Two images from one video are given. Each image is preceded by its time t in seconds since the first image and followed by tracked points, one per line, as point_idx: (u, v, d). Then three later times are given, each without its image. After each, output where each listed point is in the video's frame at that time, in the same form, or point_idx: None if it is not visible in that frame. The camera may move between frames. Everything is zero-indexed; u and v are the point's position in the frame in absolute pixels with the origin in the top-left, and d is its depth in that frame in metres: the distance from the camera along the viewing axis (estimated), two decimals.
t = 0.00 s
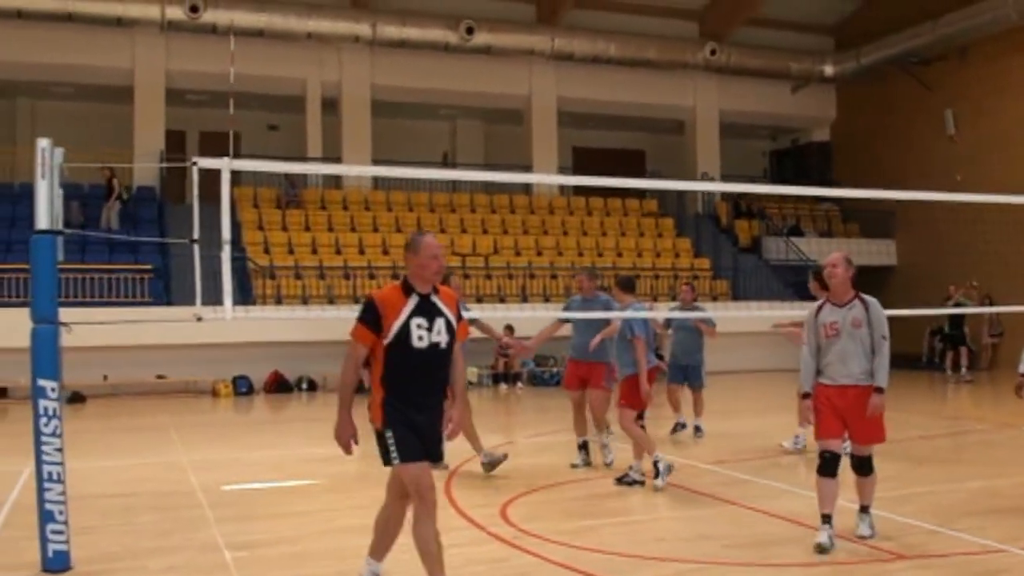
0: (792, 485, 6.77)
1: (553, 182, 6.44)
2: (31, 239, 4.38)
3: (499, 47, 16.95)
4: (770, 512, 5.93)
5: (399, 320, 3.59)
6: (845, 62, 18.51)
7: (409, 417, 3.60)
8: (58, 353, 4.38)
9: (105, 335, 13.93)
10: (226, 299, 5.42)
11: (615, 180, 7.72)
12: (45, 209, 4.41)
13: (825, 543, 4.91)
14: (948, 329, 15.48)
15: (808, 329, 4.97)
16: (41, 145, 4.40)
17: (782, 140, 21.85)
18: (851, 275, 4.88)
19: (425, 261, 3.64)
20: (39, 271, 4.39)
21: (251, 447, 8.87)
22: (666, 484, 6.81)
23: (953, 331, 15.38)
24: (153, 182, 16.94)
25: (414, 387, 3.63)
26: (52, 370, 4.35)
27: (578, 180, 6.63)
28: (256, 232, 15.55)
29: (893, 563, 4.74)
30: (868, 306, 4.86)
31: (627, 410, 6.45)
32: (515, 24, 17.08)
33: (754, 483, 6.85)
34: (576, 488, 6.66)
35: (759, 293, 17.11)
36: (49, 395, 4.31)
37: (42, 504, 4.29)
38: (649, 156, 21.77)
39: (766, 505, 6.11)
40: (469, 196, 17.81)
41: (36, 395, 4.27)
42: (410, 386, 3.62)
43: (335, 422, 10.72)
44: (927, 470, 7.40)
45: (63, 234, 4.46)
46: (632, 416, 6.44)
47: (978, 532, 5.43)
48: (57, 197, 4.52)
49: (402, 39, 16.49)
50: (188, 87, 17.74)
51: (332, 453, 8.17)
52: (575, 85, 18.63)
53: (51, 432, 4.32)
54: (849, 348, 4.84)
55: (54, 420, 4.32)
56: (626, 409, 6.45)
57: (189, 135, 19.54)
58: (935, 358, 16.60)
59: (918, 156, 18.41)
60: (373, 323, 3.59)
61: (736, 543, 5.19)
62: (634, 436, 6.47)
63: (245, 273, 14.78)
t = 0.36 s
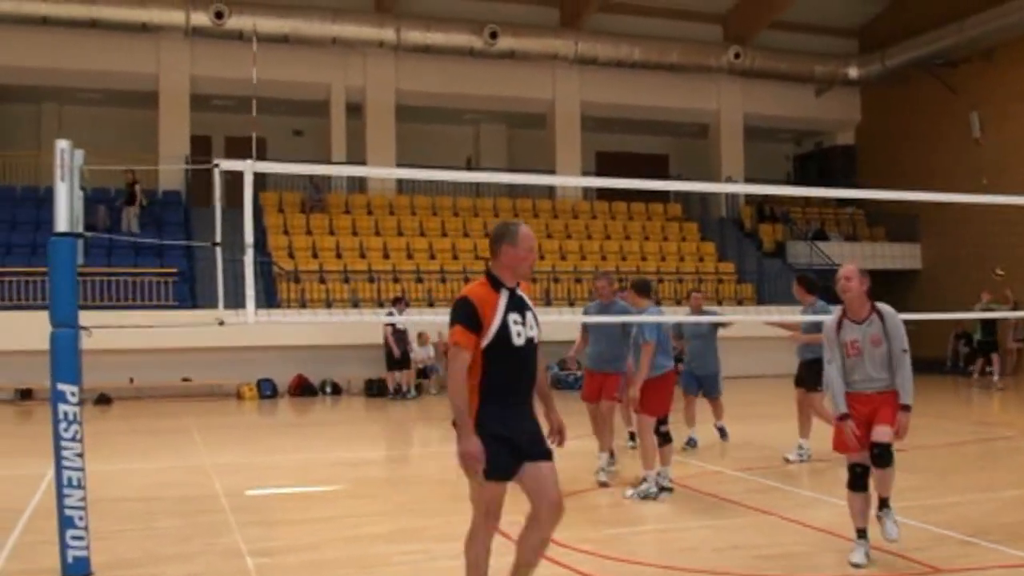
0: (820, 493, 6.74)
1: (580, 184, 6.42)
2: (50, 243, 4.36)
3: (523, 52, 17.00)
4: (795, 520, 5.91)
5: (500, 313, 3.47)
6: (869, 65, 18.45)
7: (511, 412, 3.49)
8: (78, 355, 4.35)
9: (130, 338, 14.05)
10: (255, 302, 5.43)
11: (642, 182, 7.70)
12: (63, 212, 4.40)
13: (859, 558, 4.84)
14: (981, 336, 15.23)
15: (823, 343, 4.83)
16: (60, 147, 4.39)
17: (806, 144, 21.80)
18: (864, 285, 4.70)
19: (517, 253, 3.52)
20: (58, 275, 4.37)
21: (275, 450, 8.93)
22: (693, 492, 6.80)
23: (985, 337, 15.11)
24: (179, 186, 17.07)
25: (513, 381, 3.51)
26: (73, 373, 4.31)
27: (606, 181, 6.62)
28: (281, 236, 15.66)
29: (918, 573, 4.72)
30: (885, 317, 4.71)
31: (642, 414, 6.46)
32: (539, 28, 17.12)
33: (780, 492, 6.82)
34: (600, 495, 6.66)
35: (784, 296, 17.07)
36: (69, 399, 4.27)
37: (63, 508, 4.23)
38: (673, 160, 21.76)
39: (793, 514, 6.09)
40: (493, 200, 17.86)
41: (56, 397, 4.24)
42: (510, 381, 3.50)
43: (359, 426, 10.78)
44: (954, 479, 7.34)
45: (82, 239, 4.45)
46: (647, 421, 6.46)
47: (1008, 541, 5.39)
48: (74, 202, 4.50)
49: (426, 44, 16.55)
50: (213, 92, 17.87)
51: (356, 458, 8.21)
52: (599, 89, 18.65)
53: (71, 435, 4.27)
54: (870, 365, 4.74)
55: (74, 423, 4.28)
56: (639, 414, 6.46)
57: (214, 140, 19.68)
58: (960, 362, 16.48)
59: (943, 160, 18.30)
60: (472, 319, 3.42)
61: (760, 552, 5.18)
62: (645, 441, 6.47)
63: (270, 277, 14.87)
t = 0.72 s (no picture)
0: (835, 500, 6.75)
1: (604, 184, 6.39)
2: (67, 242, 3.49)
3: (542, 55, 17.04)
4: (814, 528, 5.86)
5: (631, 324, 3.33)
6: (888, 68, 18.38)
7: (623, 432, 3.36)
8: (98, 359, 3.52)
9: (149, 340, 14.14)
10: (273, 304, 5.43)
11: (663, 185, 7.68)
12: (84, 205, 3.56)
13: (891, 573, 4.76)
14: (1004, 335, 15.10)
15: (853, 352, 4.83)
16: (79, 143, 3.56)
17: (824, 146, 21.76)
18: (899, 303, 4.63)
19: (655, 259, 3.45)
20: (74, 273, 3.50)
21: (293, 454, 8.99)
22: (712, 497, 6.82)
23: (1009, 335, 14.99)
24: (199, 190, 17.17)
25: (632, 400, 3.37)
26: (92, 377, 3.49)
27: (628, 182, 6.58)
28: (300, 239, 15.75)
29: None
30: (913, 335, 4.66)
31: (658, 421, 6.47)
32: (557, 32, 17.16)
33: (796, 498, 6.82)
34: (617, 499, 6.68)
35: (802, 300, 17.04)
36: (87, 403, 3.46)
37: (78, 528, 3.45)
38: (692, 163, 21.75)
39: (805, 520, 6.10)
40: (511, 204, 17.90)
41: (73, 402, 3.41)
42: (631, 399, 3.36)
43: (377, 430, 10.82)
44: (971, 487, 7.30)
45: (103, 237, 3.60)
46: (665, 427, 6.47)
47: None
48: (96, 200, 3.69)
49: (445, 49, 16.61)
50: (233, 97, 17.99)
51: (373, 462, 8.24)
52: (618, 93, 18.68)
53: (87, 443, 3.47)
54: (898, 379, 4.75)
55: (92, 431, 3.47)
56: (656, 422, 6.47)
57: (234, 145, 19.79)
58: (975, 366, 16.37)
59: (962, 162, 18.20)
60: (603, 330, 3.27)
61: (774, 559, 5.17)
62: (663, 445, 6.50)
63: (289, 280, 14.95)
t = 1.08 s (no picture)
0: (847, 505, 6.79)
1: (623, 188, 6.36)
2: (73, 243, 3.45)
3: (555, 58, 17.06)
4: (830, 535, 5.83)
5: (755, 315, 3.06)
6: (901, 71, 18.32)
7: (763, 430, 3.10)
8: (104, 362, 3.49)
9: (162, 344, 14.22)
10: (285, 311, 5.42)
11: (682, 186, 7.65)
12: (91, 206, 3.49)
13: None
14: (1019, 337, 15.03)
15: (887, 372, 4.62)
16: (86, 144, 3.49)
17: (837, 149, 21.73)
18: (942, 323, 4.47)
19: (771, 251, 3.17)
20: (80, 276, 3.45)
21: (305, 459, 9.03)
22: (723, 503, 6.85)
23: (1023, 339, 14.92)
24: (213, 193, 17.26)
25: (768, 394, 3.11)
26: (98, 382, 3.47)
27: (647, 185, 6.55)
28: (313, 243, 15.81)
29: None
30: (950, 354, 4.53)
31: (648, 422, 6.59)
32: (571, 35, 17.18)
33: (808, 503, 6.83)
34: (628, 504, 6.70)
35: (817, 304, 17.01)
36: (94, 408, 3.44)
37: (83, 533, 3.44)
38: (705, 166, 21.75)
39: (813, 523, 6.14)
40: (524, 208, 17.93)
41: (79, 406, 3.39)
42: (766, 394, 3.10)
43: (388, 434, 10.87)
44: (983, 495, 7.28)
45: (110, 236, 3.55)
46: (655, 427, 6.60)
47: None
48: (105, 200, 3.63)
49: (458, 52, 16.65)
50: (247, 100, 18.07)
51: (383, 467, 8.28)
52: (631, 96, 18.69)
53: (93, 449, 3.46)
54: (930, 396, 4.61)
55: (98, 434, 3.45)
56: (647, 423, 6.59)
57: (248, 149, 19.87)
58: (986, 371, 16.27)
59: (974, 165, 18.13)
60: (725, 328, 3.01)
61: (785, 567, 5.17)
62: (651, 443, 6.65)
63: (303, 283, 15.01)
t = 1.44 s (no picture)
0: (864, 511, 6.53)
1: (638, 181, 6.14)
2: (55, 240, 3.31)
3: (557, 54, 16.87)
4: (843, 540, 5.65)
5: (891, 316, 2.78)
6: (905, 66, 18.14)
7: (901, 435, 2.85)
8: (91, 364, 3.35)
9: (158, 343, 14.04)
10: (281, 310, 5.22)
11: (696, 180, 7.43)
12: (73, 202, 3.35)
13: None
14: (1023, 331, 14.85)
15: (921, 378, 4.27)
16: (69, 136, 3.35)
17: (840, 146, 21.53)
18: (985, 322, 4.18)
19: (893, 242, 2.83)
20: (63, 275, 3.31)
21: (302, 460, 8.85)
22: (735, 508, 6.59)
23: None
24: (210, 191, 17.07)
25: (903, 399, 2.85)
26: (84, 385, 3.33)
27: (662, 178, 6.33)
28: (312, 240, 15.62)
29: None
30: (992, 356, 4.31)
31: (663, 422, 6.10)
32: (572, 31, 17.00)
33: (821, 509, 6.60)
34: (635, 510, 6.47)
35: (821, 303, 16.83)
36: (78, 412, 3.29)
37: (67, 543, 3.29)
38: (707, 163, 21.56)
39: (827, 530, 5.87)
40: (525, 205, 17.75)
41: (63, 411, 3.26)
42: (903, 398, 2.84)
43: (388, 434, 10.69)
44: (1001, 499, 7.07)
45: (93, 233, 3.41)
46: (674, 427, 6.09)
47: None
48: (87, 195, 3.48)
49: (458, 48, 16.46)
50: (245, 97, 17.90)
51: (382, 469, 8.09)
52: (632, 92, 18.50)
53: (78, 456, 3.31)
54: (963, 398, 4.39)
55: (83, 440, 3.30)
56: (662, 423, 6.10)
57: (246, 146, 19.69)
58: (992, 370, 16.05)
59: (979, 162, 17.95)
60: (863, 333, 2.72)
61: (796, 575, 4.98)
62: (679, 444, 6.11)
63: (301, 282, 14.84)
